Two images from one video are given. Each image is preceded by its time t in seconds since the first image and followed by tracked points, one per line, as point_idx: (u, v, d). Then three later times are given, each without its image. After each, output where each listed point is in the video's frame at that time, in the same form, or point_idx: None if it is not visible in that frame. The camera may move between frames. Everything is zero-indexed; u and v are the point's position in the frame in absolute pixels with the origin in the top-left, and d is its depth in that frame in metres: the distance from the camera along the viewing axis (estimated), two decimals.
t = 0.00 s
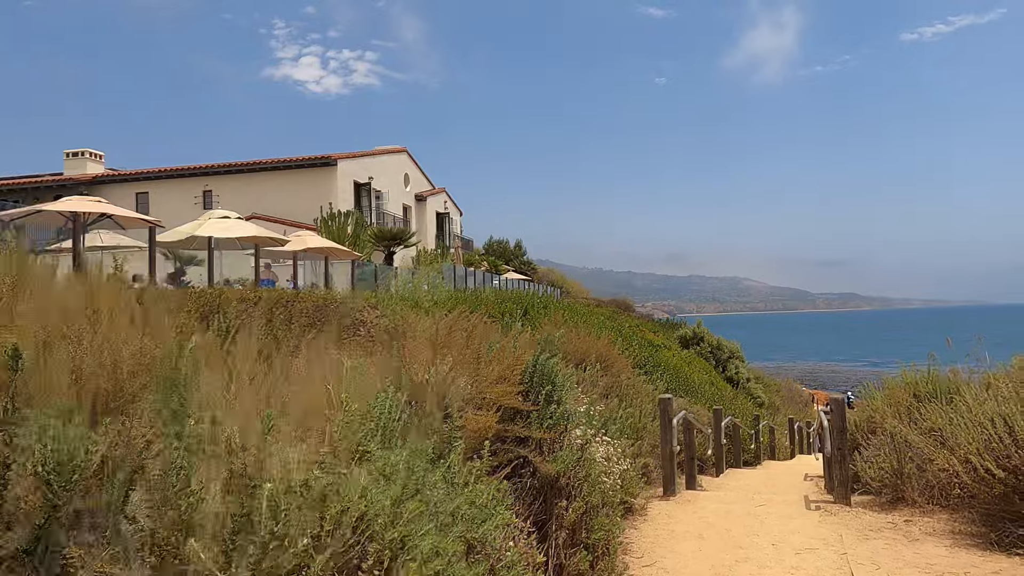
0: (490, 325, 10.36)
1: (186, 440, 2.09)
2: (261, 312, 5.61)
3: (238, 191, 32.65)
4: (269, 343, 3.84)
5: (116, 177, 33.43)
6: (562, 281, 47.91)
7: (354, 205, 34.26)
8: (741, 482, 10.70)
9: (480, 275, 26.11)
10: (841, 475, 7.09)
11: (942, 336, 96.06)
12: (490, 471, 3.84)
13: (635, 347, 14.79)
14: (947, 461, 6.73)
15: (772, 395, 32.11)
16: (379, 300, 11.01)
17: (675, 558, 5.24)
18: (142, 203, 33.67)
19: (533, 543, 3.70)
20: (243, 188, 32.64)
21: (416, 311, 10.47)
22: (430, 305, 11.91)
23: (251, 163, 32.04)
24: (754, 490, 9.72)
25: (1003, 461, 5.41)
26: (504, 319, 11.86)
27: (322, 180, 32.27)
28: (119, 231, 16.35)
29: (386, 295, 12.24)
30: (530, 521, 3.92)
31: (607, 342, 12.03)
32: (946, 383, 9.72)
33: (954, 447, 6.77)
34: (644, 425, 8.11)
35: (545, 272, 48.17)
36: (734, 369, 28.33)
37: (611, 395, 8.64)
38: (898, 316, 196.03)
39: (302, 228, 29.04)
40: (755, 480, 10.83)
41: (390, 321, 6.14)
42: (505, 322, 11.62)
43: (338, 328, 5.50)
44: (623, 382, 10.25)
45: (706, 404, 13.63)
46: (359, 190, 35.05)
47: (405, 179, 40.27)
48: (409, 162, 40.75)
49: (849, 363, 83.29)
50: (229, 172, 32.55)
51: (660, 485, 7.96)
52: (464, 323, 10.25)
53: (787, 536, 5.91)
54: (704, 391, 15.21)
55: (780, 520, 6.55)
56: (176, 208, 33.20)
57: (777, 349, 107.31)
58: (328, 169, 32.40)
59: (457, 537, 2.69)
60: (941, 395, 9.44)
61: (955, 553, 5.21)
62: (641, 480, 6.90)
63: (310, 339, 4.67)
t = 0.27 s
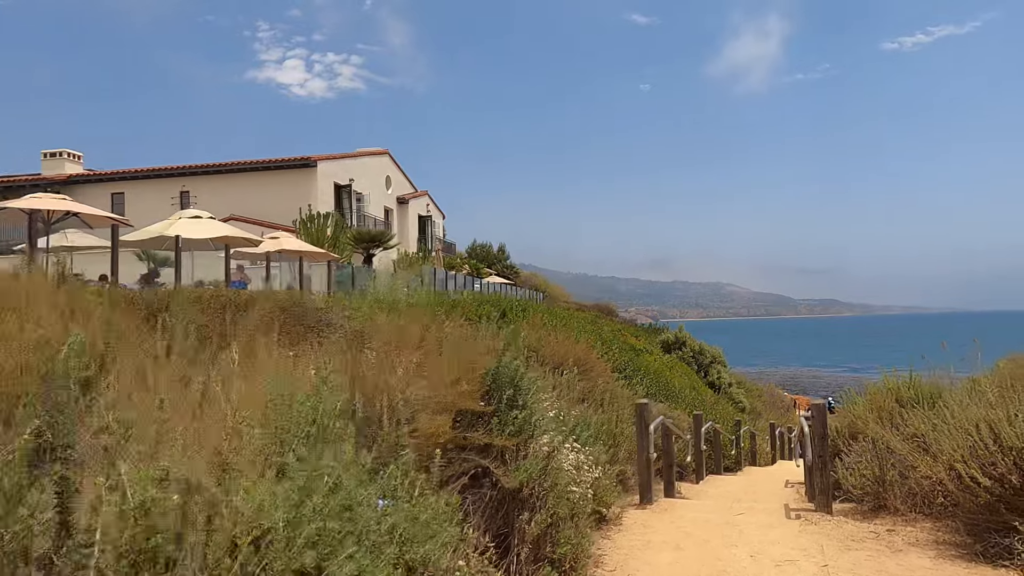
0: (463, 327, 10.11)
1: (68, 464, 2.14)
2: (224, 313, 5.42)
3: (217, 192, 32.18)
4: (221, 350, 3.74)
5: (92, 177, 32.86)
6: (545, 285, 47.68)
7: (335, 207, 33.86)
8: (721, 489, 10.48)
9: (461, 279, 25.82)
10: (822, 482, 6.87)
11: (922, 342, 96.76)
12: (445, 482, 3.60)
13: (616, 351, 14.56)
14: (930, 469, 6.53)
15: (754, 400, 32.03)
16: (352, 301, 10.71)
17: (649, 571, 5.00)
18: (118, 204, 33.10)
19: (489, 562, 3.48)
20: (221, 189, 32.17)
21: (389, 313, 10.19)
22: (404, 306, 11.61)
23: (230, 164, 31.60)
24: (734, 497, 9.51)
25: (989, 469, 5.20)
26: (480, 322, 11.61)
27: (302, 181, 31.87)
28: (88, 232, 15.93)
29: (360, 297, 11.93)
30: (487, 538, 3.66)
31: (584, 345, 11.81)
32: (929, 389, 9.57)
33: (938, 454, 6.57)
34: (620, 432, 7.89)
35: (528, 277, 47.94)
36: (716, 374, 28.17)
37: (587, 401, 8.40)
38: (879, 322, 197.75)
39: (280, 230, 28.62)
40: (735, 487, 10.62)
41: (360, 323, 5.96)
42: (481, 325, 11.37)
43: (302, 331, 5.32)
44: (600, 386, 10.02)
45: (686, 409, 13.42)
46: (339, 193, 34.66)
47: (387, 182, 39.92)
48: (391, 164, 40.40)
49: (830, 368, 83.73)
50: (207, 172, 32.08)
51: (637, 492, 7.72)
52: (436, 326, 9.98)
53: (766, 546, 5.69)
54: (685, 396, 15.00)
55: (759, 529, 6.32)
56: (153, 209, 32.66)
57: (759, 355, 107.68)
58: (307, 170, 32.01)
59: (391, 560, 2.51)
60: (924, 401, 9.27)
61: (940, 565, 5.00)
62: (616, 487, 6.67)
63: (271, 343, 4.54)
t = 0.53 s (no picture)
0: (436, 334, 9.87)
1: None
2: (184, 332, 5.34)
3: (193, 195, 31.69)
4: (170, 381, 3.89)
5: (66, 178, 32.24)
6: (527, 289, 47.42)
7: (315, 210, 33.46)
8: (702, 498, 10.27)
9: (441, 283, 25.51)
10: (802, 494, 6.67)
11: (901, 347, 97.53)
12: (392, 503, 3.67)
13: (595, 357, 14.35)
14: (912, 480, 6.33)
15: (735, 405, 31.93)
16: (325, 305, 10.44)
17: None
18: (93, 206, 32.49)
19: None
20: (198, 191, 31.69)
21: (361, 318, 9.92)
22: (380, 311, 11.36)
23: (207, 166, 31.12)
24: (714, 507, 9.29)
25: (974, 482, 5.00)
26: (455, 328, 11.36)
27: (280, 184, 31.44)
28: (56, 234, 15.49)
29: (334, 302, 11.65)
30: (438, 561, 3.70)
31: (562, 351, 11.60)
32: (910, 396, 9.42)
33: (920, 465, 6.38)
34: (596, 442, 7.69)
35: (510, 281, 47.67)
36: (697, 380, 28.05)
37: (561, 411, 8.20)
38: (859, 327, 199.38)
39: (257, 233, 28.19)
40: (715, 496, 10.43)
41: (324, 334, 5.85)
42: (456, 331, 11.12)
43: (262, 342, 5.23)
44: (576, 394, 9.81)
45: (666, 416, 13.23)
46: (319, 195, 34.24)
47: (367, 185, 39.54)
48: (371, 167, 40.03)
49: (812, 373, 84.16)
50: (184, 174, 31.58)
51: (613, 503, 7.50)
52: (408, 331, 9.72)
53: (744, 562, 5.46)
54: (665, 403, 14.81)
55: (738, 542, 6.10)
56: (128, 211, 32.09)
57: (741, 359, 108.06)
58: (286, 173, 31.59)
59: None
60: (906, 408, 9.12)
61: None
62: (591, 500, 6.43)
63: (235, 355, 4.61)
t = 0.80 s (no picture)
0: (411, 338, 9.61)
1: None
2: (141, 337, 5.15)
3: (170, 195, 31.20)
4: (113, 386, 3.76)
5: (40, 178, 31.64)
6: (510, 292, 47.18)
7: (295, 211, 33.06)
8: (683, 505, 10.06)
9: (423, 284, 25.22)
10: (785, 504, 6.44)
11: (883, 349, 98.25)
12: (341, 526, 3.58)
13: (576, 361, 14.14)
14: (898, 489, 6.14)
15: (718, 408, 31.88)
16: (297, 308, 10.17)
17: None
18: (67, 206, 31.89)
19: None
20: (175, 191, 31.19)
21: (334, 320, 9.66)
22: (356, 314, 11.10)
23: (185, 165, 30.66)
24: (696, 516, 9.07)
25: (964, 494, 4.78)
26: (432, 331, 11.11)
27: (259, 184, 30.98)
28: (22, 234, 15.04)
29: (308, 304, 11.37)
30: None
31: (542, 355, 11.38)
32: (896, 401, 9.26)
33: (906, 474, 6.18)
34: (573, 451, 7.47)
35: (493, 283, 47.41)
36: (680, 383, 27.92)
37: (536, 419, 7.97)
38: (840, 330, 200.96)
39: (235, 234, 27.74)
40: (696, 503, 10.24)
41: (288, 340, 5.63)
42: (432, 335, 10.87)
43: (223, 347, 5.04)
44: (554, 399, 9.59)
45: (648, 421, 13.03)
46: (299, 196, 33.82)
47: (349, 186, 39.15)
48: (353, 168, 39.66)
49: (793, 375, 84.59)
50: (161, 174, 31.09)
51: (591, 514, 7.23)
52: (382, 335, 9.46)
53: None
54: (647, 407, 14.62)
55: (720, 555, 5.86)
56: (103, 211, 31.51)
57: (725, 362, 108.42)
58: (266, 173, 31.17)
59: None
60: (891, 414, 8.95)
61: None
62: (567, 510, 6.17)
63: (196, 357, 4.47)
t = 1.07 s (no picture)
0: (388, 342, 9.33)
1: None
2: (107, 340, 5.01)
3: (149, 196, 30.70)
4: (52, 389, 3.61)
5: (15, 178, 31.07)
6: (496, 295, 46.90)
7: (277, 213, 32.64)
8: (668, 514, 9.83)
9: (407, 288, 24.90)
10: (775, 516, 6.18)
11: (866, 353, 98.81)
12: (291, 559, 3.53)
13: (560, 365, 13.90)
14: (890, 501, 5.93)
15: (704, 412, 31.74)
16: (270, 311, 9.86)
17: None
18: (44, 207, 31.32)
19: None
20: (154, 193, 30.70)
21: (309, 323, 9.37)
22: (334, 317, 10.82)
23: (164, 166, 30.20)
24: (681, 526, 8.83)
25: (963, 508, 4.57)
26: (411, 336, 10.82)
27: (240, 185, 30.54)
28: None
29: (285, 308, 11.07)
30: None
31: (524, 359, 11.13)
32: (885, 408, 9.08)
33: (899, 485, 5.98)
34: (554, 460, 7.24)
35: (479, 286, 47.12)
36: (666, 387, 27.76)
37: (515, 428, 7.71)
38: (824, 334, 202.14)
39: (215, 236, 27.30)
40: (681, 511, 10.02)
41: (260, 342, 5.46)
42: (411, 339, 10.59)
43: (189, 348, 4.89)
44: (534, 405, 9.34)
45: (633, 427, 12.80)
46: (281, 198, 33.41)
47: (332, 188, 38.77)
48: (337, 170, 39.26)
49: (778, 378, 84.78)
50: (139, 174, 30.60)
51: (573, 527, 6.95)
52: (359, 340, 9.18)
53: None
54: (632, 412, 14.40)
55: (706, 569, 5.62)
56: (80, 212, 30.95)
57: (710, 365, 108.66)
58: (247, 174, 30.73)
59: None
60: (881, 421, 8.76)
61: None
62: (547, 524, 5.91)
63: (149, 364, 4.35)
